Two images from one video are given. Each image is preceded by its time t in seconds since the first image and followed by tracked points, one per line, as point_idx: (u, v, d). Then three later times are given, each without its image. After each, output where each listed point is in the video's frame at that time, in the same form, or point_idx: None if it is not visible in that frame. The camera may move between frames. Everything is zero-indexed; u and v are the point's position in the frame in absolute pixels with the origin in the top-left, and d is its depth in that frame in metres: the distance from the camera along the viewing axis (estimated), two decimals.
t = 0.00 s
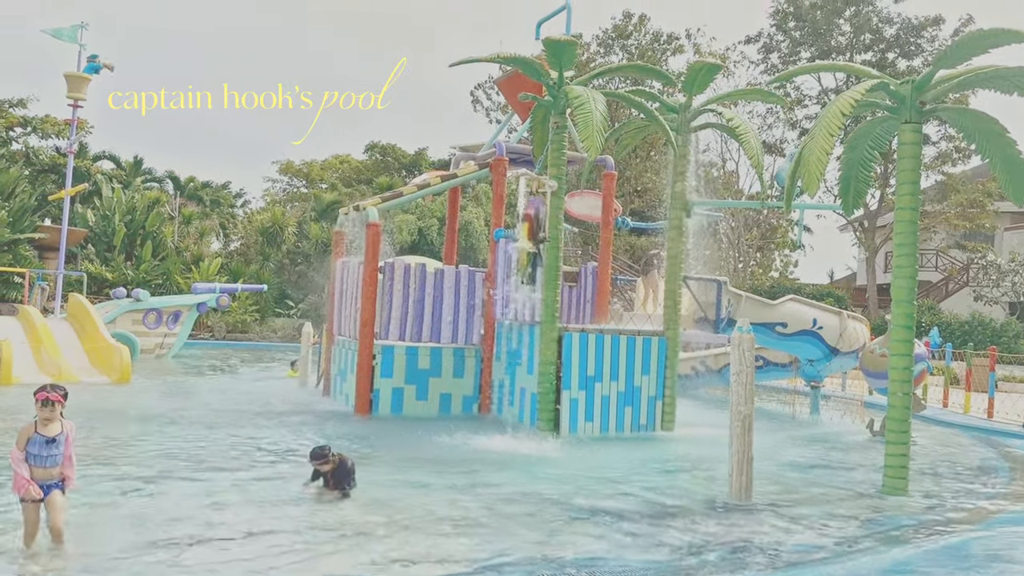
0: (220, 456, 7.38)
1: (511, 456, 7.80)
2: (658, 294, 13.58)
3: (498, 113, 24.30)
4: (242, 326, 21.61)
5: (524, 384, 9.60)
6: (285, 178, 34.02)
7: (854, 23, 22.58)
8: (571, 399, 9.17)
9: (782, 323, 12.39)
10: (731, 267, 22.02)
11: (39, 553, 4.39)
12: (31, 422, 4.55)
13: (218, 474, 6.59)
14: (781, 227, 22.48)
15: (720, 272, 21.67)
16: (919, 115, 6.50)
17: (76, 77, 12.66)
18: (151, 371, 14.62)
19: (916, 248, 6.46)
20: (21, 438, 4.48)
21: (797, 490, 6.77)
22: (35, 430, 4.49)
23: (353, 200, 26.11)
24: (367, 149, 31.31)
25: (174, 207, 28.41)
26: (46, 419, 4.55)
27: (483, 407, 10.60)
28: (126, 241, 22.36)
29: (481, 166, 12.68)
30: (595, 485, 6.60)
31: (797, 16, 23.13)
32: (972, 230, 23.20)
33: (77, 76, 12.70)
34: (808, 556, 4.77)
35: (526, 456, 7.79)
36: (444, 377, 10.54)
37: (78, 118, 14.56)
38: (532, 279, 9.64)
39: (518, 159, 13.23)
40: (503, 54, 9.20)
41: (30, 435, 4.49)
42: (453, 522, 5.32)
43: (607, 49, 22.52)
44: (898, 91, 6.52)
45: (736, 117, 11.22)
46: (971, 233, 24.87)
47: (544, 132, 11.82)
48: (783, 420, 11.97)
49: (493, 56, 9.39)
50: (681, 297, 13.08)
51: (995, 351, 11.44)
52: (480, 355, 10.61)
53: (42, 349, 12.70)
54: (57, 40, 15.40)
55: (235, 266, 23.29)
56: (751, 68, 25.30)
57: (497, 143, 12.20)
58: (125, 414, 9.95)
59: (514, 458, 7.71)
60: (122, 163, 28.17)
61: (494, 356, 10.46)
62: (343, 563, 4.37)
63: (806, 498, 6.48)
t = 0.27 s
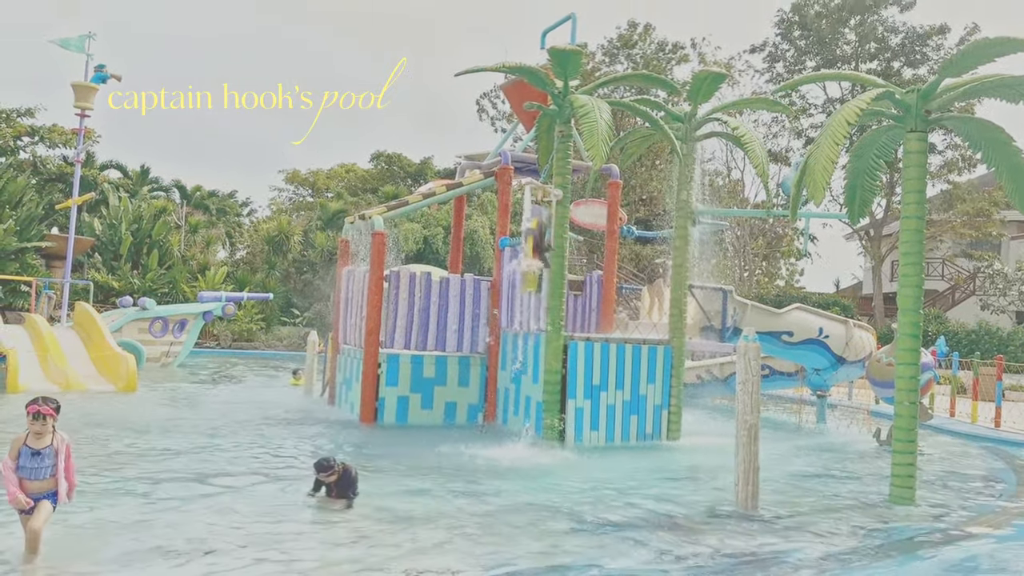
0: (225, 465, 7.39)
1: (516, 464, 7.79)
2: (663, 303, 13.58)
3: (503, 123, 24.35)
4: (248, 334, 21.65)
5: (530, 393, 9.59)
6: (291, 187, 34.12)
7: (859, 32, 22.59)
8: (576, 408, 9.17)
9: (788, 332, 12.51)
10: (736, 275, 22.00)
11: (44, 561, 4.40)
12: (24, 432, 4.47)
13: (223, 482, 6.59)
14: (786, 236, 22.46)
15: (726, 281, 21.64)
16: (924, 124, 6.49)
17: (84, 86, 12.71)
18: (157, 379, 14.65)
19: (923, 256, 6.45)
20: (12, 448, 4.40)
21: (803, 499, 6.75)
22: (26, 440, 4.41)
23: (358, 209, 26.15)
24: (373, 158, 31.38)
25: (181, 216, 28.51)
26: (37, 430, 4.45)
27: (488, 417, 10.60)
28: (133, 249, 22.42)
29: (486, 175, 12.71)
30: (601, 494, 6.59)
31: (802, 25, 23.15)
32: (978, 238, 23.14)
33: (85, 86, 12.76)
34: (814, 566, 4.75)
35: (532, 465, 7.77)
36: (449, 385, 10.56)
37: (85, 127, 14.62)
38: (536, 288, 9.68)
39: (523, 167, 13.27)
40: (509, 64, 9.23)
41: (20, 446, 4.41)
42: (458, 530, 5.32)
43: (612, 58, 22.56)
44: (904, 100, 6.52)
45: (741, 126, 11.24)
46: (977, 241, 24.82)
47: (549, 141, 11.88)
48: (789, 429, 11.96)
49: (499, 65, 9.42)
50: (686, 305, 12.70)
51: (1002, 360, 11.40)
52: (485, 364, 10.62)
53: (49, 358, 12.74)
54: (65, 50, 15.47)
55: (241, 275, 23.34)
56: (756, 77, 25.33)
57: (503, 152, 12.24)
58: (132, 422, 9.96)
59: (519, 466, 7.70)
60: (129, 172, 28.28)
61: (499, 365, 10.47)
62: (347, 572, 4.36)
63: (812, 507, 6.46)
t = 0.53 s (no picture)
0: (230, 477, 7.38)
1: (521, 477, 7.76)
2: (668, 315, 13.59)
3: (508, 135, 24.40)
4: (253, 346, 21.67)
5: (535, 405, 9.57)
6: (297, 199, 34.22)
7: (863, 44, 22.61)
8: (581, 420, 9.14)
9: (794, 343, 12.55)
10: (742, 287, 21.97)
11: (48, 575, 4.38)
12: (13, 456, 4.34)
13: (228, 495, 6.58)
14: (792, 248, 22.44)
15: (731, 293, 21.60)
16: (930, 136, 6.49)
17: (92, 99, 12.77)
18: (163, 391, 14.66)
19: (929, 268, 6.43)
20: None
21: (810, 512, 6.72)
22: (13, 465, 4.27)
23: (363, 221, 26.18)
24: (379, 170, 31.46)
25: (187, 229, 28.60)
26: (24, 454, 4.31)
27: (493, 429, 10.57)
28: (139, 262, 22.48)
29: (491, 187, 12.76)
30: (606, 507, 6.56)
31: (807, 37, 23.19)
32: (984, 250, 23.07)
33: (93, 99, 12.82)
34: None
35: (538, 478, 7.75)
36: (454, 398, 10.52)
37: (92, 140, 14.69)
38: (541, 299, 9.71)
39: (528, 179, 13.32)
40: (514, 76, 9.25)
41: (7, 470, 4.28)
42: (464, 543, 5.30)
43: (617, 70, 22.60)
44: (909, 112, 6.52)
45: (745, 138, 11.23)
46: (983, 253, 24.75)
47: (554, 154, 11.96)
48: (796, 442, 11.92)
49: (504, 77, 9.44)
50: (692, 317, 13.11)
51: (1010, 372, 11.35)
52: (490, 377, 10.61)
53: (55, 370, 12.76)
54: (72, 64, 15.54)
55: (247, 287, 23.37)
56: (761, 89, 25.36)
57: (508, 164, 12.28)
58: (137, 434, 9.96)
59: (524, 479, 7.68)
60: (136, 185, 28.39)
61: (504, 377, 10.46)
62: None
63: (819, 520, 6.43)
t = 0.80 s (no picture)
0: (234, 493, 7.36)
1: (526, 494, 7.73)
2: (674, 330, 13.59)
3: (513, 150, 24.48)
4: (258, 362, 21.67)
5: (540, 421, 9.54)
6: (303, 215, 34.31)
7: (867, 59, 22.66)
8: (587, 435, 9.11)
9: (800, 358, 12.75)
10: (747, 302, 21.92)
11: None
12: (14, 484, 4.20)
13: (232, 512, 6.55)
14: (797, 263, 22.43)
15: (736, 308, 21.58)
16: (935, 151, 6.47)
17: (99, 116, 12.83)
18: (167, 407, 14.65)
19: (935, 283, 6.40)
20: None
21: (818, 530, 6.67)
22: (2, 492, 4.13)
23: (368, 236, 26.23)
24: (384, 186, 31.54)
25: (193, 245, 28.68)
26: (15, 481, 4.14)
27: (498, 444, 10.55)
28: (145, 277, 22.52)
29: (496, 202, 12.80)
30: (612, 524, 6.52)
31: (810, 53, 23.26)
32: (990, 265, 23.01)
33: (100, 116, 12.88)
34: None
35: (545, 495, 7.72)
36: (459, 413, 10.55)
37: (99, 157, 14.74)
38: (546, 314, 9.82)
39: (532, 195, 13.36)
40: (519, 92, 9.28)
41: None
42: (468, 561, 5.27)
43: (621, 86, 22.68)
44: (914, 127, 6.51)
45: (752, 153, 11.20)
46: (989, 268, 24.69)
47: (559, 169, 12.07)
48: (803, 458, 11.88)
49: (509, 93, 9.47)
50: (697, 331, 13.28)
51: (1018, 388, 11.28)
52: (495, 392, 10.61)
53: (60, 386, 12.76)
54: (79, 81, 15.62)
55: (252, 303, 23.42)
56: (765, 105, 25.40)
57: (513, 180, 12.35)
58: (142, 450, 9.95)
59: (529, 496, 7.65)
60: (142, 201, 28.50)
61: (508, 392, 10.45)
62: None
63: (827, 538, 6.38)
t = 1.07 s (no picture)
0: (240, 512, 7.35)
1: (532, 513, 7.70)
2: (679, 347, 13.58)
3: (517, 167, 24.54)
4: (262, 380, 21.67)
5: (545, 439, 9.51)
6: (308, 232, 34.40)
7: (870, 77, 22.70)
8: (592, 454, 9.07)
9: (806, 375, 12.79)
10: (752, 319, 21.87)
11: None
12: None
13: (237, 530, 6.55)
14: (801, 279, 22.40)
15: (741, 324, 21.54)
16: (940, 168, 6.47)
17: (106, 135, 12.90)
18: (172, 425, 14.64)
19: (941, 301, 6.39)
20: None
21: (825, 549, 6.63)
22: None
23: (373, 253, 26.25)
24: (389, 203, 31.61)
25: (198, 262, 28.75)
26: None
27: (503, 462, 10.50)
28: (150, 295, 22.56)
29: (501, 220, 12.87)
30: (619, 544, 6.50)
31: (813, 70, 23.34)
32: (996, 282, 22.95)
33: (107, 135, 12.95)
34: None
35: (550, 514, 7.67)
36: (464, 431, 10.47)
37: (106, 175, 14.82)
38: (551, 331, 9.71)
39: (537, 213, 13.41)
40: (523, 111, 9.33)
41: None
42: None
43: (625, 103, 22.77)
44: (918, 145, 6.53)
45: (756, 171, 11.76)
46: (995, 285, 24.63)
47: (563, 187, 12.18)
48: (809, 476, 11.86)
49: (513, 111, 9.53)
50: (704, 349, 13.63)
51: None
52: (500, 410, 10.57)
53: (65, 405, 12.77)
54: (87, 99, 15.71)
55: (257, 320, 23.43)
56: (768, 122, 25.45)
57: (518, 197, 12.42)
58: (148, 468, 9.95)
59: (534, 515, 7.63)
60: (148, 219, 28.59)
61: (513, 410, 10.43)
62: None
63: (835, 557, 6.35)
